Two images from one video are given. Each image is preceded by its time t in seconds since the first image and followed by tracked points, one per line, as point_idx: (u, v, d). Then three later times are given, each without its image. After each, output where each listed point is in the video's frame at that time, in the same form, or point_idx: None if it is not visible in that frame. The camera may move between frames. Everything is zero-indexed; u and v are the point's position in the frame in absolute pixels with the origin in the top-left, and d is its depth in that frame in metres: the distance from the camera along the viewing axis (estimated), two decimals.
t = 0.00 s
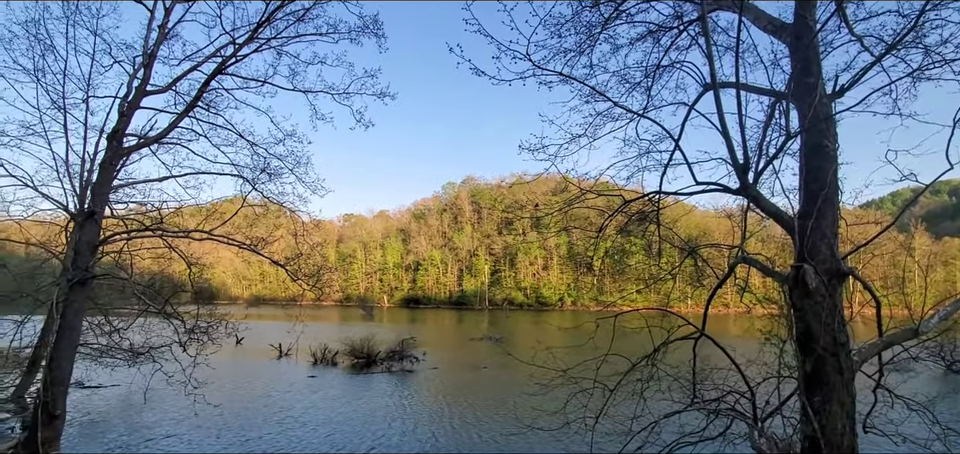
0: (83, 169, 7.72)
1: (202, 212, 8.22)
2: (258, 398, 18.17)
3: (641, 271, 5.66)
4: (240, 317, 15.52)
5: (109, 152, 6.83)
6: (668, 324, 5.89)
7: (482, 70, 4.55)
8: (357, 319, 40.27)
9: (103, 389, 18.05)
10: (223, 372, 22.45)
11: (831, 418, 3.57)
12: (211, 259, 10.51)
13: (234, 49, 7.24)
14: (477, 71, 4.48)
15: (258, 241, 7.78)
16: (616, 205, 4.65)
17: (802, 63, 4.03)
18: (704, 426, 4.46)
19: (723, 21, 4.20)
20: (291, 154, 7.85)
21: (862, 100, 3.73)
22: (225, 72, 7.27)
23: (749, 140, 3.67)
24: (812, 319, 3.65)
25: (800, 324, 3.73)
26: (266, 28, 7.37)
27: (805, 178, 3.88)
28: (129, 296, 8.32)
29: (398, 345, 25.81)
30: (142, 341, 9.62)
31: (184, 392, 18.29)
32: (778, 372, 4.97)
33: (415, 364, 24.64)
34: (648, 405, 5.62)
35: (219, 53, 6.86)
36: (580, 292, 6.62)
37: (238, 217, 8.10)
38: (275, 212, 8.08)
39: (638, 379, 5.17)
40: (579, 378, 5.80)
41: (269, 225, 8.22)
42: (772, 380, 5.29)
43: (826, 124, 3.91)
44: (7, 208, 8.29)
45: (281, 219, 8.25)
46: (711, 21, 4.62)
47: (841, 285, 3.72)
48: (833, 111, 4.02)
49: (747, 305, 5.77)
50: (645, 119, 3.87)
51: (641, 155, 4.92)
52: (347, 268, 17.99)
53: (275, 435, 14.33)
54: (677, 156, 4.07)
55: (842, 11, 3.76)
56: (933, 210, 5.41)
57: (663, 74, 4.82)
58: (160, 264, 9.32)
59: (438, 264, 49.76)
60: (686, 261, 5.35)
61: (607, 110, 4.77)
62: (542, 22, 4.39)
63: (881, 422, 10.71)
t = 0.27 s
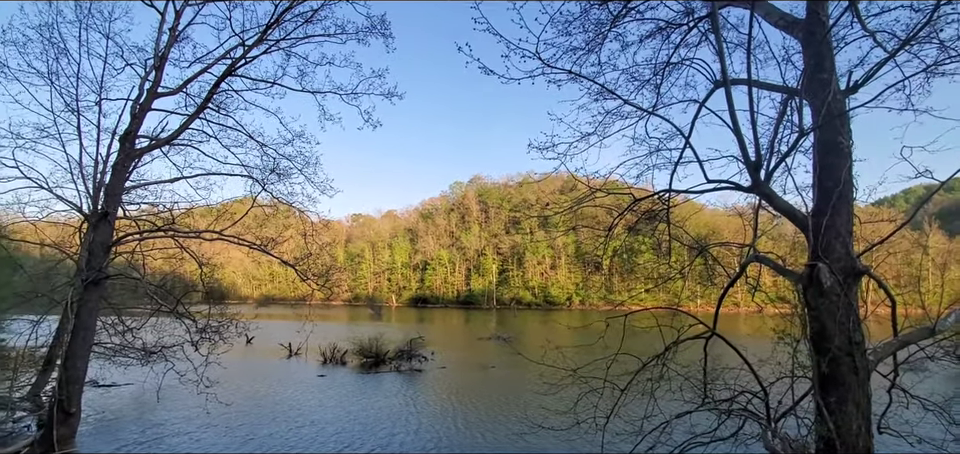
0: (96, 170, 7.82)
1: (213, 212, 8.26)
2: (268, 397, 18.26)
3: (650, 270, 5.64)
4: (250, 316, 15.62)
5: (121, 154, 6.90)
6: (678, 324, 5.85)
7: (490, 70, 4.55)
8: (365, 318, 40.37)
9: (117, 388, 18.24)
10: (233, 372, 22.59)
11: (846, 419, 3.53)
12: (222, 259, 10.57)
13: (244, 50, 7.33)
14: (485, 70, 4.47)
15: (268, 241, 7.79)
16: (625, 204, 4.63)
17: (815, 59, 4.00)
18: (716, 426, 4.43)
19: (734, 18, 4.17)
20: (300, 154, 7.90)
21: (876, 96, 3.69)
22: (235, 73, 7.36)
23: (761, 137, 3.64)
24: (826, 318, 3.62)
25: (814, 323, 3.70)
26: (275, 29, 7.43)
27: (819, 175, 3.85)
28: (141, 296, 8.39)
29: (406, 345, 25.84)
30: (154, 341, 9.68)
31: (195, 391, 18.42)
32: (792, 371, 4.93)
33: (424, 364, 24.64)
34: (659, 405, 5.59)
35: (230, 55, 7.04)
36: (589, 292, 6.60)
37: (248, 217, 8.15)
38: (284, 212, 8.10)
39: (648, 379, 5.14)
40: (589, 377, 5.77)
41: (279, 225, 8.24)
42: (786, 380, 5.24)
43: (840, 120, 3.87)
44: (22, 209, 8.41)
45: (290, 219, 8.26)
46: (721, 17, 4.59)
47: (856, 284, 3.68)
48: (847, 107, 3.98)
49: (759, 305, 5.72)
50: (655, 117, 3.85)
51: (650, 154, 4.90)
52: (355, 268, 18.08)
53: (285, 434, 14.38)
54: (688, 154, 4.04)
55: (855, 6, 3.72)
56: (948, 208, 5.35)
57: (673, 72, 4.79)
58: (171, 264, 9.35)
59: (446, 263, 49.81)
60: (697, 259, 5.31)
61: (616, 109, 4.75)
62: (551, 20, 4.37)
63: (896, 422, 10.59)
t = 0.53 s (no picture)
0: (106, 171, 7.88)
1: (221, 212, 8.30)
2: (278, 395, 18.35)
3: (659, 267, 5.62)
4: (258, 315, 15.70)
5: (131, 155, 6.95)
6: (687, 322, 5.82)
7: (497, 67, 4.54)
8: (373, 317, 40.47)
9: (128, 387, 18.36)
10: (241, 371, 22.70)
11: (860, 418, 3.51)
12: (230, 259, 10.62)
13: (251, 51, 7.37)
14: (493, 68, 4.46)
15: (276, 241, 7.83)
16: (634, 202, 4.61)
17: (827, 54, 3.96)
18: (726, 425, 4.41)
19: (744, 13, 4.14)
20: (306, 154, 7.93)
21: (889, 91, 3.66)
22: (242, 74, 7.40)
23: (772, 134, 3.62)
24: (839, 316, 3.59)
25: (827, 321, 3.67)
26: (282, 29, 7.46)
27: (830, 171, 3.82)
28: (152, 296, 8.44)
29: (413, 343, 25.89)
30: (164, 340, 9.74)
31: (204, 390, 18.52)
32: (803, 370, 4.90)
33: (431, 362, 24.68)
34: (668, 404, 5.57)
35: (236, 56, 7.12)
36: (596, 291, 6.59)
37: (256, 217, 8.19)
38: (291, 211, 8.14)
39: (657, 377, 5.13)
40: (598, 376, 5.76)
41: (286, 224, 8.27)
42: (797, 379, 5.22)
43: (852, 116, 3.84)
44: (34, 210, 8.46)
45: (297, 219, 8.30)
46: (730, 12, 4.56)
47: (869, 281, 3.65)
48: (859, 102, 3.95)
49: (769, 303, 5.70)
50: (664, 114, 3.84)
51: (659, 151, 4.88)
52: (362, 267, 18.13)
53: (294, 432, 14.45)
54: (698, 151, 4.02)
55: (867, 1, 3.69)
56: None
57: (682, 68, 4.77)
58: (180, 264, 9.40)
59: (452, 262, 49.88)
60: (706, 257, 5.29)
61: (624, 106, 4.73)
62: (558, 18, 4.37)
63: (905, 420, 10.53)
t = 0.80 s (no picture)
0: (116, 173, 7.95)
1: (229, 213, 8.35)
2: (286, 395, 18.44)
3: (667, 264, 5.61)
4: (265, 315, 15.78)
5: (140, 157, 7.00)
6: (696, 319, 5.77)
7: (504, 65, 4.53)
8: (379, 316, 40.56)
9: (138, 387, 18.48)
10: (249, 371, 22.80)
11: (874, 414, 3.46)
12: (237, 259, 10.69)
13: (257, 53, 7.43)
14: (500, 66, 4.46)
15: (283, 241, 7.88)
16: (642, 199, 4.61)
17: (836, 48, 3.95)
18: (737, 422, 4.41)
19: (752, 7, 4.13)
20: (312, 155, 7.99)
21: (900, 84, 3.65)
22: (248, 75, 7.44)
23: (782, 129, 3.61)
24: (852, 312, 3.56)
25: (839, 317, 3.64)
26: (287, 31, 7.51)
27: (842, 166, 3.81)
28: (161, 297, 8.50)
29: (420, 342, 25.94)
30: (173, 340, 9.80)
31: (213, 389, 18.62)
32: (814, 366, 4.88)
33: (438, 361, 24.73)
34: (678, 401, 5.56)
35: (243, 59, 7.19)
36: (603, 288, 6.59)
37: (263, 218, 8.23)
38: (298, 212, 8.18)
39: (667, 375, 5.12)
40: (608, 373, 5.76)
41: (293, 225, 8.32)
42: (808, 376, 5.19)
43: (863, 110, 3.83)
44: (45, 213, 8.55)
45: (304, 219, 8.34)
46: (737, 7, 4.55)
47: (882, 277, 3.63)
48: (869, 96, 3.93)
49: (778, 300, 5.67)
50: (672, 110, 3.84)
51: (667, 147, 4.87)
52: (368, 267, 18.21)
53: (302, 430, 14.53)
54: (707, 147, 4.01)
55: None
56: None
57: (689, 64, 4.76)
58: (188, 265, 9.46)
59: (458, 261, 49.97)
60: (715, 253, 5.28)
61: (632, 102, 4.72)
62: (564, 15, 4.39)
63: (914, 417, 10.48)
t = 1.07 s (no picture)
0: (123, 175, 7.99)
1: (235, 213, 8.36)
2: (294, 393, 18.50)
3: (675, 260, 5.57)
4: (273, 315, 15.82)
5: (147, 159, 7.02)
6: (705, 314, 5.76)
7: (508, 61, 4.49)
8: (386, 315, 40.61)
9: (148, 387, 18.59)
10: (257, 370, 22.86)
11: (888, 409, 3.47)
12: (244, 259, 10.70)
13: (261, 53, 7.44)
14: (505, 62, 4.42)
15: (290, 241, 7.88)
16: (649, 194, 4.56)
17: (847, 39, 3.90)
18: (748, 418, 4.36)
19: None
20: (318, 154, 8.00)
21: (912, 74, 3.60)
22: (253, 76, 7.46)
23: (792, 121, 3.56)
24: (865, 306, 3.53)
25: (852, 310, 3.61)
26: (291, 31, 7.51)
27: (854, 158, 3.76)
28: (169, 297, 8.53)
29: (428, 340, 25.97)
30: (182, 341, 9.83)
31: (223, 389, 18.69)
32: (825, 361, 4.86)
33: (445, 359, 24.75)
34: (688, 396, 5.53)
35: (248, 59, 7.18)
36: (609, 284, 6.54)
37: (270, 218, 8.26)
38: (305, 211, 8.19)
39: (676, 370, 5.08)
40: (617, 369, 5.73)
41: (300, 224, 8.33)
42: (819, 371, 5.17)
43: (874, 101, 3.78)
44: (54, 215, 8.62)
45: (310, 219, 8.35)
46: None
47: (895, 270, 3.60)
48: (880, 87, 3.88)
49: (787, 295, 5.65)
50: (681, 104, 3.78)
51: (673, 142, 4.83)
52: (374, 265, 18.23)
53: (311, 429, 14.58)
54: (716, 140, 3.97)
55: None
56: None
57: (695, 57, 4.71)
58: (196, 266, 9.49)
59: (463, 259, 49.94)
60: (724, 248, 5.24)
61: (638, 97, 4.67)
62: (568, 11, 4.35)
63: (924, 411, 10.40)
